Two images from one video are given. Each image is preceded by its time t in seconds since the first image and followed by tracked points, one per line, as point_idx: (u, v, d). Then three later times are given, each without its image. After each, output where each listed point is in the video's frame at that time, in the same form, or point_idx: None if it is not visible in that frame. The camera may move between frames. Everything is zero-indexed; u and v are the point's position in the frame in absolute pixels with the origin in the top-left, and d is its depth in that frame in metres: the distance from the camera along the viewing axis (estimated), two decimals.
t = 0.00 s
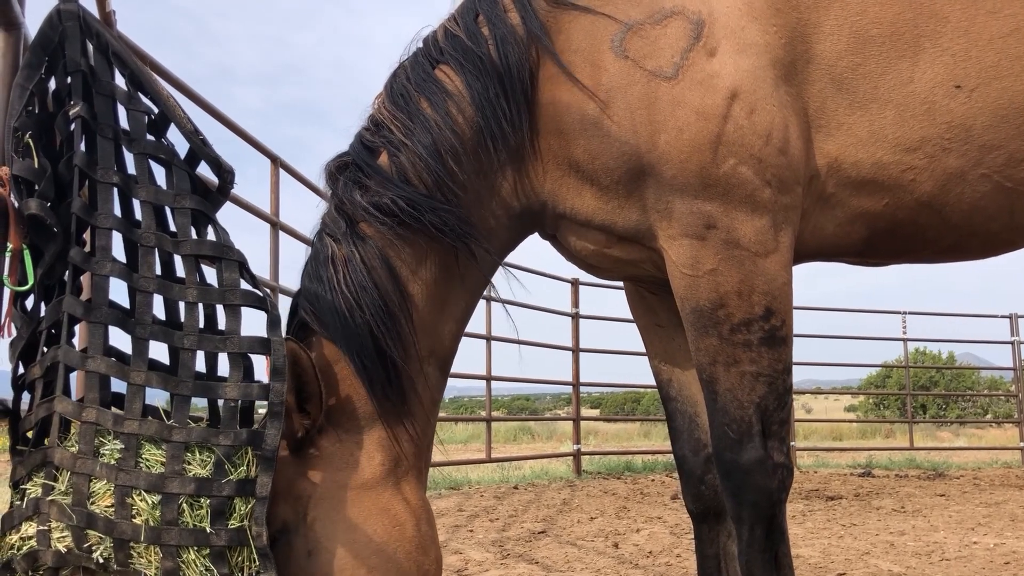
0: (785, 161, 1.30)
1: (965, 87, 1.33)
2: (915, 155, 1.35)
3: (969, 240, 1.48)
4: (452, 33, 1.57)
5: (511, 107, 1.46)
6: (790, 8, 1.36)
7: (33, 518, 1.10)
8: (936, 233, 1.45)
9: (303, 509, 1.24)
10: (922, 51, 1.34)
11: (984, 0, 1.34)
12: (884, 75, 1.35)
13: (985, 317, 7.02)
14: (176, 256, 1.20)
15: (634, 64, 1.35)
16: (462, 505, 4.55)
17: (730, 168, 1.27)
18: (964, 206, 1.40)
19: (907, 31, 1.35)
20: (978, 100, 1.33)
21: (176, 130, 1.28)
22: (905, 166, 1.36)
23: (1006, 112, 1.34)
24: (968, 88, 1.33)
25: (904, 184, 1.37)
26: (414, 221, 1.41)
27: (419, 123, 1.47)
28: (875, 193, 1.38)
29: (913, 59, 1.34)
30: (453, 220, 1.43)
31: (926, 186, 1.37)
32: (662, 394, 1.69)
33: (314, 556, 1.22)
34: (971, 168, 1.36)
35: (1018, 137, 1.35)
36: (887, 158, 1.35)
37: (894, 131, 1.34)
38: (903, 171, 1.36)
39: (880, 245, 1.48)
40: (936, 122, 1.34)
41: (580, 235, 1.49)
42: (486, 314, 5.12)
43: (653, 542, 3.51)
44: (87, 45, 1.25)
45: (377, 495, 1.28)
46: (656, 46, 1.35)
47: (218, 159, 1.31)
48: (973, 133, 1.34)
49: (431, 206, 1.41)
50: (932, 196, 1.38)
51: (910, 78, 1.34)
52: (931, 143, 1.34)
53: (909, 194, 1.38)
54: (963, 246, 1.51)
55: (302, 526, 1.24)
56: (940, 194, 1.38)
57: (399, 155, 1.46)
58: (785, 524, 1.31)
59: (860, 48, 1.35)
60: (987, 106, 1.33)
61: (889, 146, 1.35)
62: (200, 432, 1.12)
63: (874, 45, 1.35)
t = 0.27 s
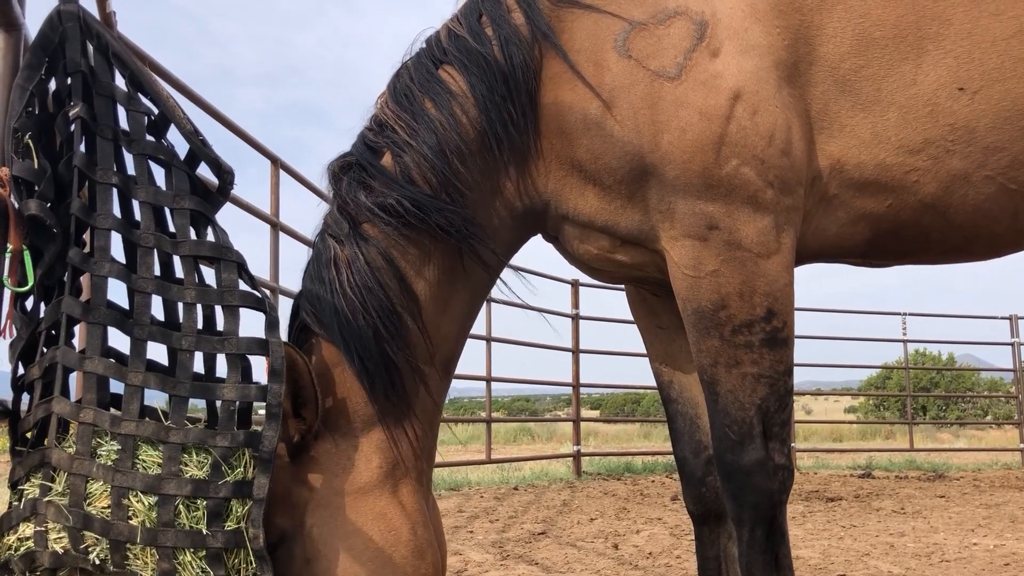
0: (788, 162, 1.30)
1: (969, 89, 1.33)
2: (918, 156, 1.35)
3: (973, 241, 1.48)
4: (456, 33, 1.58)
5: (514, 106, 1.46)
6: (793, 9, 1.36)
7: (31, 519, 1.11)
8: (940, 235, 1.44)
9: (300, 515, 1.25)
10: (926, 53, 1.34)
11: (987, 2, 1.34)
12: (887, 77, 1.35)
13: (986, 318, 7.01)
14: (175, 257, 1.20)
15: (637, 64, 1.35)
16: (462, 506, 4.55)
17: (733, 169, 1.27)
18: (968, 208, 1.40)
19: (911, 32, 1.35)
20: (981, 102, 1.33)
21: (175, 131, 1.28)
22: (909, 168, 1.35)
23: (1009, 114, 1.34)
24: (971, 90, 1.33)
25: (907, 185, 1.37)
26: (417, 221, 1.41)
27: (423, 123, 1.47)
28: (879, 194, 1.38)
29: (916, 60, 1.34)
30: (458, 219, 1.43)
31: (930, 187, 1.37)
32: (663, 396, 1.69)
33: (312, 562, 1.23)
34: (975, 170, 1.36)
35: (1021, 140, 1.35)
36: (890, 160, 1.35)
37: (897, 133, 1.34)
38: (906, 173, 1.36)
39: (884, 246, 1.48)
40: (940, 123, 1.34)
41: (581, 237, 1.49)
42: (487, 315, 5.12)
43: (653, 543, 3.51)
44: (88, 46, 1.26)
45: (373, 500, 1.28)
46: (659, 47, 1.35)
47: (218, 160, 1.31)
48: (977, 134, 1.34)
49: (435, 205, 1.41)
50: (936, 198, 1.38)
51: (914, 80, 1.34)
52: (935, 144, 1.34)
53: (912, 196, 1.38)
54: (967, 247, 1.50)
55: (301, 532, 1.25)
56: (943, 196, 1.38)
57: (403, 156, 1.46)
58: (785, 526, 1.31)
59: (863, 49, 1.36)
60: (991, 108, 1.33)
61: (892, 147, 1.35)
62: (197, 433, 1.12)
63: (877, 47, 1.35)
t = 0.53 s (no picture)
0: (792, 162, 1.30)
1: (974, 90, 1.33)
2: (923, 157, 1.35)
3: (976, 242, 1.48)
4: (454, 32, 1.58)
5: (512, 104, 1.46)
6: (798, 9, 1.36)
7: (33, 520, 1.10)
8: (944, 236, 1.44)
9: (303, 520, 1.28)
10: (932, 54, 1.34)
11: (994, 3, 1.34)
12: (893, 78, 1.35)
13: (985, 319, 7.02)
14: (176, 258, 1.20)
15: (641, 63, 1.35)
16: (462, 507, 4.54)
17: (736, 169, 1.27)
18: (971, 209, 1.39)
19: (917, 33, 1.35)
20: (986, 103, 1.33)
21: (175, 132, 1.28)
22: (913, 168, 1.35)
23: (1014, 115, 1.34)
24: (977, 91, 1.33)
25: (911, 186, 1.37)
26: (412, 220, 1.41)
27: (420, 123, 1.47)
28: (883, 194, 1.38)
29: (922, 61, 1.34)
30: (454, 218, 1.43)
31: (934, 188, 1.37)
32: (663, 397, 1.69)
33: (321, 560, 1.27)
34: (979, 171, 1.36)
35: None
36: (895, 160, 1.35)
37: (903, 133, 1.34)
38: (910, 173, 1.36)
39: (887, 247, 1.48)
40: (945, 124, 1.33)
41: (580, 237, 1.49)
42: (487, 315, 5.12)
43: (653, 544, 3.50)
44: (87, 47, 1.25)
45: (374, 495, 1.30)
46: (663, 46, 1.35)
47: (217, 161, 1.31)
48: (982, 135, 1.34)
49: (430, 204, 1.41)
50: (940, 199, 1.38)
51: (920, 80, 1.34)
52: (940, 145, 1.34)
53: (916, 197, 1.37)
54: (970, 248, 1.50)
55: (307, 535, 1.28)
56: (947, 197, 1.38)
57: (399, 156, 1.47)
58: (786, 527, 1.31)
59: (869, 49, 1.35)
60: (996, 109, 1.33)
61: (897, 148, 1.34)
62: (200, 433, 1.12)
63: (883, 47, 1.35)
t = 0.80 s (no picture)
0: (793, 161, 1.30)
1: (980, 86, 1.31)
2: (929, 154, 1.33)
3: (982, 241, 1.46)
4: (453, 36, 1.60)
5: (508, 107, 1.48)
6: (800, 6, 1.36)
7: (39, 520, 1.11)
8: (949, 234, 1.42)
9: (310, 518, 1.29)
10: (937, 50, 1.32)
11: None
12: (897, 75, 1.33)
13: (985, 319, 7.02)
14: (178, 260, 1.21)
15: (638, 63, 1.36)
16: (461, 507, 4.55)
17: (735, 169, 1.28)
18: (977, 207, 1.37)
19: (922, 29, 1.33)
20: (993, 100, 1.31)
21: (176, 134, 1.29)
22: (918, 166, 1.34)
23: (1021, 112, 1.32)
24: (983, 88, 1.31)
25: (915, 184, 1.35)
26: (409, 225, 1.43)
27: (418, 129, 1.50)
28: (887, 193, 1.36)
29: (927, 58, 1.33)
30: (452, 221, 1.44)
31: (939, 186, 1.35)
32: (664, 398, 1.70)
33: (323, 558, 1.28)
34: (984, 169, 1.34)
35: None
36: (900, 159, 1.34)
37: (908, 131, 1.33)
38: (915, 171, 1.34)
39: (893, 246, 1.46)
40: (950, 122, 1.32)
41: (581, 238, 1.49)
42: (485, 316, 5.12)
43: (652, 545, 3.51)
44: (87, 48, 1.26)
45: (379, 496, 1.31)
46: (661, 45, 1.36)
47: (218, 163, 1.32)
48: (988, 133, 1.32)
49: (427, 208, 1.43)
50: (946, 196, 1.36)
51: (924, 77, 1.32)
52: (945, 143, 1.33)
53: (921, 194, 1.36)
54: (975, 247, 1.48)
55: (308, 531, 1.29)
56: (952, 195, 1.36)
57: (398, 161, 1.49)
58: (786, 528, 1.32)
59: (873, 46, 1.34)
60: (1002, 107, 1.31)
61: (902, 146, 1.33)
62: (207, 433, 1.13)
63: (888, 44, 1.34)
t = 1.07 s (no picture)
0: (794, 160, 1.30)
1: (984, 86, 1.30)
2: (932, 154, 1.33)
3: (987, 240, 1.45)
4: (453, 38, 1.67)
5: (497, 111, 1.55)
6: (802, 6, 1.36)
7: (43, 520, 1.11)
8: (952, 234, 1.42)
9: (302, 512, 1.45)
10: (941, 50, 1.32)
11: None
12: (901, 74, 1.33)
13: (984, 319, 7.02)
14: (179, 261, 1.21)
15: (638, 62, 1.37)
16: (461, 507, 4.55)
17: (735, 169, 1.28)
18: (981, 207, 1.37)
19: (926, 28, 1.32)
20: (997, 99, 1.30)
21: (175, 135, 1.29)
22: (921, 166, 1.34)
23: None
24: (987, 87, 1.30)
25: (918, 184, 1.35)
26: (396, 229, 1.56)
27: (410, 135, 1.61)
28: (889, 192, 1.37)
29: (931, 57, 1.32)
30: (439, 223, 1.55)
31: (943, 186, 1.35)
32: (665, 398, 1.71)
33: (316, 550, 1.43)
34: (987, 169, 1.33)
35: None
36: (903, 158, 1.33)
37: (911, 131, 1.32)
38: (918, 171, 1.34)
39: (896, 246, 1.46)
40: (954, 122, 1.31)
41: (580, 238, 1.51)
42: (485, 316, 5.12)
43: (652, 545, 3.51)
44: (87, 49, 1.27)
45: (362, 496, 1.45)
46: (661, 44, 1.36)
47: (217, 165, 1.33)
48: (992, 132, 1.31)
49: (412, 213, 1.55)
50: (949, 196, 1.36)
51: (928, 77, 1.32)
52: (949, 143, 1.32)
53: (924, 194, 1.36)
54: (979, 247, 1.48)
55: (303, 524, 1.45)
56: (956, 195, 1.36)
57: (392, 166, 1.62)
58: (787, 528, 1.32)
59: (876, 46, 1.34)
60: (1006, 107, 1.31)
61: (905, 146, 1.33)
62: (210, 433, 1.13)
63: (891, 44, 1.33)
